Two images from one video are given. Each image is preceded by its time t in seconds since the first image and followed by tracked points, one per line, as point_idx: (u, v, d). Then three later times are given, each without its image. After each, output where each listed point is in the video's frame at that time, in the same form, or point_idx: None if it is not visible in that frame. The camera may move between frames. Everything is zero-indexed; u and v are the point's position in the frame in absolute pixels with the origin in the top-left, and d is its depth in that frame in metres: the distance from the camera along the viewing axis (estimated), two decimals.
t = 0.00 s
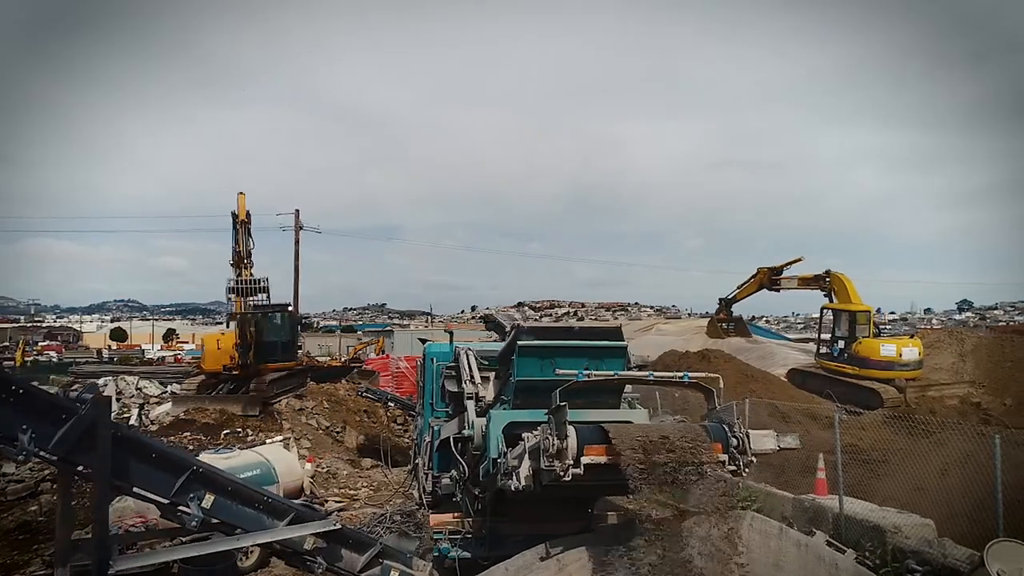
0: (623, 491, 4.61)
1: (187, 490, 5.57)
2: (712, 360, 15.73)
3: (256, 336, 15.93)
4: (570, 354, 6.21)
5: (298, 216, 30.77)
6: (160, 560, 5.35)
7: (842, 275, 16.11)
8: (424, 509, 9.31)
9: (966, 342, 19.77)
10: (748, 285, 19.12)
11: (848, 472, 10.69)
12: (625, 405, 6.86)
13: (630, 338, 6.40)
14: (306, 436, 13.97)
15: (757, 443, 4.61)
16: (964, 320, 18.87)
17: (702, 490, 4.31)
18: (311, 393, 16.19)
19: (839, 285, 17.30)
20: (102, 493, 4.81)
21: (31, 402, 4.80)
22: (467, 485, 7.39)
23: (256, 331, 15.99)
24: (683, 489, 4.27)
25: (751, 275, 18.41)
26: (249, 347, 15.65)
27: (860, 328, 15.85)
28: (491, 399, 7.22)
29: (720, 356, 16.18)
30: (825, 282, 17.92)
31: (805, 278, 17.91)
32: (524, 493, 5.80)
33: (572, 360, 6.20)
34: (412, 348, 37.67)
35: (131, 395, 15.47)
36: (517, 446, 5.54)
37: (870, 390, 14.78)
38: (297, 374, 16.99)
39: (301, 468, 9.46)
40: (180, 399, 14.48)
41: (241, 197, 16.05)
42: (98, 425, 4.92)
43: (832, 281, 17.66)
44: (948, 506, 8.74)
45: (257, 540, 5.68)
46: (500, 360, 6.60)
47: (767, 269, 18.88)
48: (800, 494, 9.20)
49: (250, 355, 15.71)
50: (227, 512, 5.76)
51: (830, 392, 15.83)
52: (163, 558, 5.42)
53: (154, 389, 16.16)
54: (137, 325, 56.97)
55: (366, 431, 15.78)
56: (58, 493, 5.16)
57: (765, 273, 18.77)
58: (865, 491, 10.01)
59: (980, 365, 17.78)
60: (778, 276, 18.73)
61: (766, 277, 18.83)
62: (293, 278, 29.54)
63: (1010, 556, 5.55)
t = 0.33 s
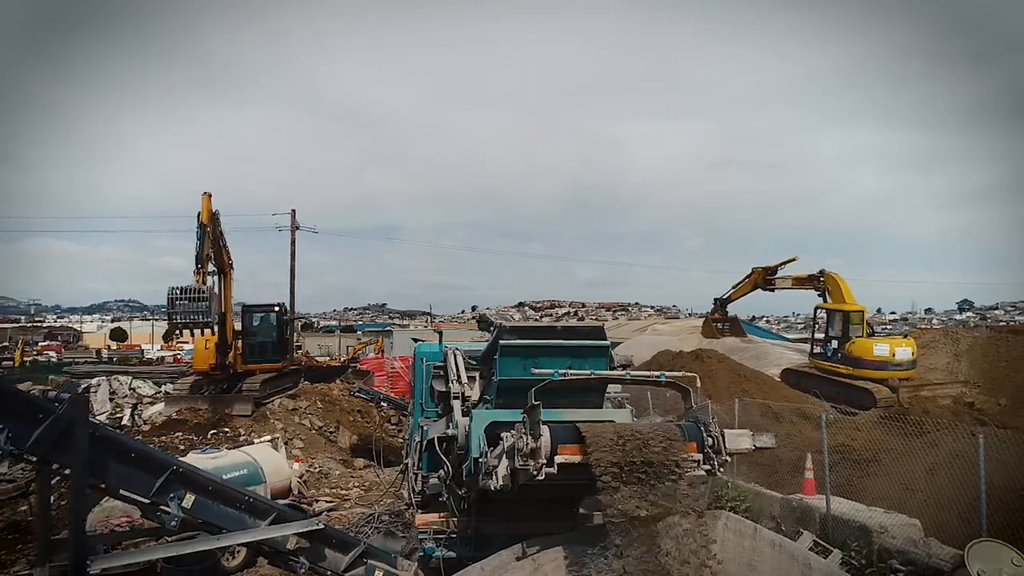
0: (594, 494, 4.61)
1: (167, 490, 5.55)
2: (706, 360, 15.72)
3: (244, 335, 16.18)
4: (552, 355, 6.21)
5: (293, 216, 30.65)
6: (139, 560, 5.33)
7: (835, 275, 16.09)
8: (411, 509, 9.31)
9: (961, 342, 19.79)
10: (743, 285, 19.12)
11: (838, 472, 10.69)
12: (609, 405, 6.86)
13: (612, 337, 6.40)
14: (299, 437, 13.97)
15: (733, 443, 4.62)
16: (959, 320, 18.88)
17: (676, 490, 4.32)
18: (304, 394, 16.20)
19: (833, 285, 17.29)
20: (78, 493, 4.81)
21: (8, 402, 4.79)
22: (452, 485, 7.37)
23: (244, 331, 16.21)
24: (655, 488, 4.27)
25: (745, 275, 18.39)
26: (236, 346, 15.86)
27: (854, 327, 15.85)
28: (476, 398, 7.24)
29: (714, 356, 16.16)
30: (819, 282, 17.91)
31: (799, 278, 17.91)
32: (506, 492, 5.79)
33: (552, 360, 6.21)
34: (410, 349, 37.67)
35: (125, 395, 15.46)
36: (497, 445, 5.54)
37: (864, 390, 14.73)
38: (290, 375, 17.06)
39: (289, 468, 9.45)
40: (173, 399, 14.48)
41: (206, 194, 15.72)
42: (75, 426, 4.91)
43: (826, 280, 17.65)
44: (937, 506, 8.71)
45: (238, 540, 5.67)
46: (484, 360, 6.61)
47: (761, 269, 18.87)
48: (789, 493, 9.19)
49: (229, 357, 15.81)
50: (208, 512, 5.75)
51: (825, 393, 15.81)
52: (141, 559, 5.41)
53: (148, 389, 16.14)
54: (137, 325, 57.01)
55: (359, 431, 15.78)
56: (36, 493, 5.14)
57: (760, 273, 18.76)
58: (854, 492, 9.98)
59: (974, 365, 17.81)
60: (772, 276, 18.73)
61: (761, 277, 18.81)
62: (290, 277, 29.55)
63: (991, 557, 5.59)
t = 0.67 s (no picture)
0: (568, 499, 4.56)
1: (146, 491, 5.53)
2: (700, 360, 15.72)
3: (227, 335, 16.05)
4: (534, 356, 6.19)
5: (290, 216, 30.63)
6: (116, 562, 5.31)
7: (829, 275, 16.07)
8: (399, 510, 9.30)
9: (957, 342, 19.77)
10: (738, 285, 19.11)
11: (828, 472, 10.65)
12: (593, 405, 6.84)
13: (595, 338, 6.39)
14: (291, 437, 13.96)
15: (711, 443, 4.61)
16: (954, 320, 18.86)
17: (651, 492, 4.30)
18: (298, 394, 16.20)
19: (828, 285, 17.27)
20: (52, 494, 4.79)
21: None
22: (438, 485, 7.31)
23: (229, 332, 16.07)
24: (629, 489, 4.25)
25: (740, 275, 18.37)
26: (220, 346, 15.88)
27: (848, 327, 15.83)
28: (461, 398, 7.22)
29: (707, 356, 16.13)
30: (814, 282, 17.87)
31: (794, 278, 17.88)
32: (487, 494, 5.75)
33: (535, 360, 6.19)
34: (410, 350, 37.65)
35: (117, 395, 15.43)
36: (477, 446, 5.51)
37: (857, 390, 14.68)
38: (281, 375, 17.00)
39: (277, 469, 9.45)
40: (165, 399, 14.47)
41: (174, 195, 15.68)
42: (50, 427, 4.90)
43: (821, 280, 17.61)
44: (927, 507, 8.64)
45: (218, 541, 5.65)
46: (467, 360, 6.60)
47: (756, 269, 18.85)
48: (777, 494, 9.16)
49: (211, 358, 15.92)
50: (187, 513, 5.73)
51: (818, 394, 15.79)
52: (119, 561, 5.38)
53: (141, 389, 16.11)
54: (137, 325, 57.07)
55: (352, 431, 15.76)
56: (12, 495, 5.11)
57: (755, 273, 18.73)
58: (844, 494, 9.94)
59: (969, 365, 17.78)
60: (767, 276, 18.71)
61: (756, 277, 18.78)
62: (286, 278, 29.51)
63: (973, 558, 5.58)
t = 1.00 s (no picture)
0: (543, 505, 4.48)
1: (120, 494, 5.46)
2: (694, 360, 15.64)
3: (216, 335, 15.97)
4: (518, 357, 6.11)
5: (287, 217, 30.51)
6: (89, 566, 5.22)
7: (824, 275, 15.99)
8: (387, 512, 9.20)
9: (955, 342, 19.66)
10: (733, 285, 19.03)
11: (821, 473, 10.57)
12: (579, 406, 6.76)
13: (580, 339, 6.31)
14: (282, 437, 13.88)
15: (693, 446, 4.52)
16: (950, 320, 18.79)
17: (629, 498, 4.25)
18: (291, 394, 16.13)
19: (824, 285, 17.17)
20: (19, 498, 4.72)
21: None
22: (423, 487, 7.19)
23: (217, 333, 15.96)
24: (604, 496, 4.19)
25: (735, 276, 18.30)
26: (206, 347, 15.78)
27: (843, 327, 15.74)
28: (446, 399, 7.13)
29: (702, 356, 16.06)
30: (810, 282, 17.78)
31: (789, 278, 17.79)
32: (469, 497, 5.65)
33: (518, 362, 6.12)
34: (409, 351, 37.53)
35: (109, 395, 15.34)
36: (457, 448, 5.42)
37: (852, 390, 14.58)
38: (273, 376, 16.89)
39: (264, 470, 9.38)
40: (156, 400, 14.41)
41: (150, 196, 15.60)
42: (21, 430, 4.83)
43: (817, 280, 17.52)
44: (919, 509, 8.54)
45: (194, 545, 5.56)
46: (451, 362, 6.52)
47: (752, 269, 18.75)
48: (768, 496, 9.07)
49: (197, 358, 15.80)
50: (163, 517, 5.65)
51: (814, 394, 15.71)
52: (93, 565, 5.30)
53: (133, 389, 16.03)
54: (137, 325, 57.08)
55: (345, 432, 15.66)
56: None
57: (750, 273, 18.65)
58: (837, 496, 9.85)
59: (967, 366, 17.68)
60: (762, 276, 18.61)
61: (751, 277, 18.70)
62: (284, 279, 29.48)
63: (963, 563, 5.51)
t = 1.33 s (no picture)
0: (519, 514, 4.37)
1: (95, 497, 5.39)
2: (689, 361, 15.55)
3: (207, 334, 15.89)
4: (501, 357, 6.02)
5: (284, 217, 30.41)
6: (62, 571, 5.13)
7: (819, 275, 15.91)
8: (374, 514, 9.09)
9: (952, 342, 19.56)
10: (729, 285, 18.95)
11: (813, 475, 10.48)
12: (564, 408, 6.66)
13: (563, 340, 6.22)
14: (273, 438, 13.80)
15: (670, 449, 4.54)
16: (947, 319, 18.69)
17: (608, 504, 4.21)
18: (284, 395, 16.05)
19: (819, 285, 17.09)
20: None
21: None
22: (407, 490, 7.07)
23: (209, 333, 15.89)
24: (581, 501, 4.14)
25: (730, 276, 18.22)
26: (198, 346, 15.70)
27: (839, 327, 15.66)
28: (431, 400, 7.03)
29: (697, 356, 15.98)
30: (805, 281, 17.70)
31: (785, 278, 17.71)
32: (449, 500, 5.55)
33: (501, 362, 6.02)
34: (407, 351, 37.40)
35: (100, 396, 15.26)
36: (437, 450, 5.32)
37: (847, 391, 14.49)
38: (265, 376, 16.81)
39: (250, 472, 9.30)
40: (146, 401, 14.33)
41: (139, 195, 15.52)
42: None
43: (812, 280, 17.44)
44: (912, 511, 8.46)
45: (170, 548, 5.45)
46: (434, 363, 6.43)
47: (747, 269, 18.67)
48: (758, 499, 8.99)
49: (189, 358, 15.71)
50: (140, 520, 5.56)
51: (809, 395, 15.62)
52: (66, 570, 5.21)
53: (125, 390, 15.96)
54: (136, 325, 57.10)
55: (337, 432, 15.57)
56: None
57: (746, 273, 18.56)
58: (830, 497, 9.76)
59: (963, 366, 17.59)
60: (758, 275, 18.53)
61: (747, 277, 18.60)
62: (280, 279, 29.39)
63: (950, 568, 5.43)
